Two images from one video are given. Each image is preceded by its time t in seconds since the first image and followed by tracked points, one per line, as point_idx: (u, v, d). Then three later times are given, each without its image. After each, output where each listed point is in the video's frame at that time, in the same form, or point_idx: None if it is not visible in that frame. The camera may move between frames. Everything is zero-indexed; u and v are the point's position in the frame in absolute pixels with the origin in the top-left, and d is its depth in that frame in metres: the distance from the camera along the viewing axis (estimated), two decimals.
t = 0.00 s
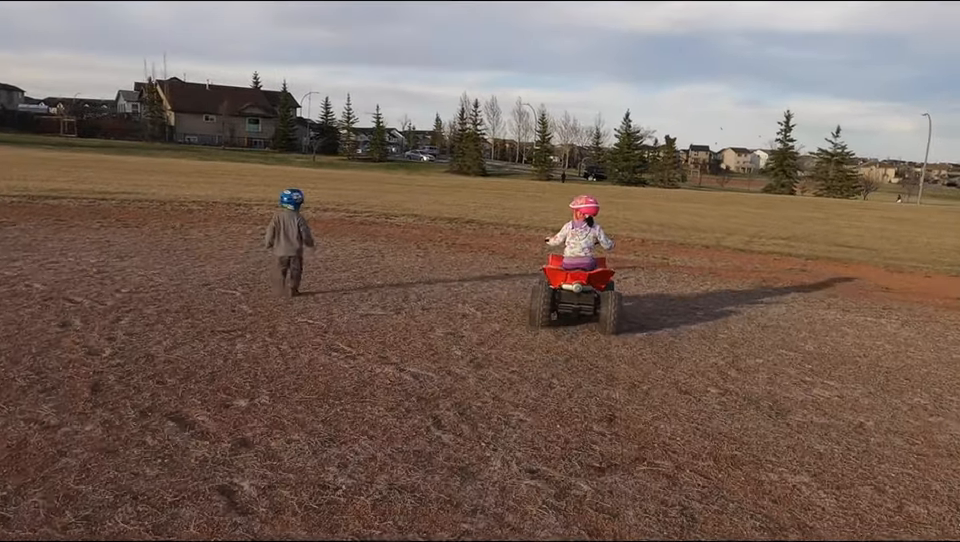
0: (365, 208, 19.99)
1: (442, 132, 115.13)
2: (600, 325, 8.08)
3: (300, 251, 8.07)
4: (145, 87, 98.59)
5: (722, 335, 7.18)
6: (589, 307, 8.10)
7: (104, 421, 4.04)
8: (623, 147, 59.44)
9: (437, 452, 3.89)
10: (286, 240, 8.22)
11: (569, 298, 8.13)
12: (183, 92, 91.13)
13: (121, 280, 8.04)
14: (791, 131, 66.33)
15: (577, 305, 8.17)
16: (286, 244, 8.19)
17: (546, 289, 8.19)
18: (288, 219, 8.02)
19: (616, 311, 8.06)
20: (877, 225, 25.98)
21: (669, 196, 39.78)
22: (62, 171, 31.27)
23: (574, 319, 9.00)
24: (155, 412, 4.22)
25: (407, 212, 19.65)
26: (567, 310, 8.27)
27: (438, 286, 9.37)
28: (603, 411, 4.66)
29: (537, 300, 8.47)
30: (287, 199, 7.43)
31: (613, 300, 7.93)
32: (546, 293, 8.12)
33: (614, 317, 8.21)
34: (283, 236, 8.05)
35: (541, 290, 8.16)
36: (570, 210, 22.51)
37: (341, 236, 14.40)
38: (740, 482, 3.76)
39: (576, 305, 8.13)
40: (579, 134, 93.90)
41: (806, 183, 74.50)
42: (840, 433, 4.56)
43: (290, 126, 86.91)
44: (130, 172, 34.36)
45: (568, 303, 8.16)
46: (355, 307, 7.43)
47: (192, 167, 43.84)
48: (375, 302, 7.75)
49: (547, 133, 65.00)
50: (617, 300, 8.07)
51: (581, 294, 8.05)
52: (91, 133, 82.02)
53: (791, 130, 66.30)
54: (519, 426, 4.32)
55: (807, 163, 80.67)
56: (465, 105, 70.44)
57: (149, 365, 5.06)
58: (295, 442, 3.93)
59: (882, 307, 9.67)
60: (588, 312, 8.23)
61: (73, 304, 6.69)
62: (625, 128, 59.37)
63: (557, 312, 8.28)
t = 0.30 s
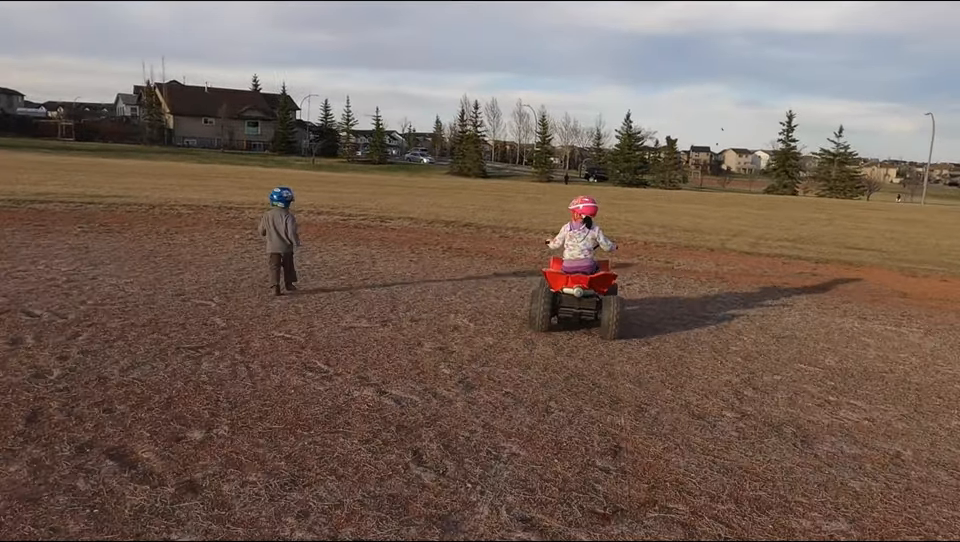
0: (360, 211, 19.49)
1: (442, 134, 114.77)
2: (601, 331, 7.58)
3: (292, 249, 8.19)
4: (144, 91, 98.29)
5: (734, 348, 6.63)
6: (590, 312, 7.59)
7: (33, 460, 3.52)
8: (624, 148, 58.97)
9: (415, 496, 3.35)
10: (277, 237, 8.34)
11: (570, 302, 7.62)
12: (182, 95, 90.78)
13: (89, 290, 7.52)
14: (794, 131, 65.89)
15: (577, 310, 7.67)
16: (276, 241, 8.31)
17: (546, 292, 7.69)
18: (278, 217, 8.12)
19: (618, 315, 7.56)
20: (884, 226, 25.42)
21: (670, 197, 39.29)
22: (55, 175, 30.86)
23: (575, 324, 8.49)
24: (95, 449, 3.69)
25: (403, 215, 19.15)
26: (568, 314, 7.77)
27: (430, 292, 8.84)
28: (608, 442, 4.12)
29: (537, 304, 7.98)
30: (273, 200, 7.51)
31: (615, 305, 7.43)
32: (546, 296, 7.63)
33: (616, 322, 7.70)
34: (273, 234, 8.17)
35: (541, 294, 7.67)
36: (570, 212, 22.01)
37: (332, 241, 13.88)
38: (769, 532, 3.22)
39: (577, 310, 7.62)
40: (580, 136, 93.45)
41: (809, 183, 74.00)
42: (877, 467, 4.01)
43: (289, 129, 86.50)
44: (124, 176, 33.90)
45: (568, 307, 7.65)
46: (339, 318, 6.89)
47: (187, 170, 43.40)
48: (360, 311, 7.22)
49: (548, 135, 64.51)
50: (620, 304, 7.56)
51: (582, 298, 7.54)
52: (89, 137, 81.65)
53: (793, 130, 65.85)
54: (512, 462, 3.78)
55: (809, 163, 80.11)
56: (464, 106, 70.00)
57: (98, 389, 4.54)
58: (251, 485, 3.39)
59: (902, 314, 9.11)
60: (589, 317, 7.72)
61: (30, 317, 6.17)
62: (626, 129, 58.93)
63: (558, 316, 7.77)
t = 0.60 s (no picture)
0: (356, 212, 18.98)
1: (444, 133, 114.31)
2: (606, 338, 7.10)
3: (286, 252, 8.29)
4: (145, 90, 97.93)
5: (752, 365, 6.10)
6: (595, 317, 7.12)
7: None
8: (627, 148, 58.42)
9: None
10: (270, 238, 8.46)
11: (574, 307, 7.15)
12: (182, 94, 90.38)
13: (56, 300, 7.01)
14: (798, 131, 65.32)
15: (582, 315, 7.19)
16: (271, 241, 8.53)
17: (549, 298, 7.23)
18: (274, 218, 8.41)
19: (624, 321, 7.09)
20: (893, 227, 24.86)
21: (674, 197, 38.77)
22: (49, 174, 30.40)
23: (579, 330, 8.03)
24: (19, 500, 3.16)
25: (400, 216, 18.63)
26: (572, 320, 7.30)
27: (425, 299, 8.33)
28: (617, 486, 3.58)
29: (539, 310, 7.52)
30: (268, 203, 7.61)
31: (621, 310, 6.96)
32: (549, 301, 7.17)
33: (621, 329, 7.21)
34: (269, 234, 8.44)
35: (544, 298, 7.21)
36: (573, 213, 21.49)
37: (324, 244, 13.37)
38: None
39: (581, 316, 7.15)
40: (582, 135, 92.90)
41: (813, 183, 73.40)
42: (928, 515, 3.49)
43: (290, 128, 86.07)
44: (119, 175, 33.45)
45: (572, 312, 7.18)
46: (322, 331, 6.37)
47: (184, 170, 42.91)
48: (345, 323, 6.69)
49: (550, 134, 63.96)
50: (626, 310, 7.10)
51: (587, 304, 7.06)
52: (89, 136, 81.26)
53: (797, 130, 65.29)
54: (506, 514, 3.25)
55: (813, 162, 79.48)
56: (465, 105, 69.48)
57: (39, 421, 4.01)
58: None
59: (925, 325, 8.58)
60: (594, 323, 7.25)
61: None
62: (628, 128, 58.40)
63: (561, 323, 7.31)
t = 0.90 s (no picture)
0: (350, 217, 18.44)
1: (443, 136, 113.92)
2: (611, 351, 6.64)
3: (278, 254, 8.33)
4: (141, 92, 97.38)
5: (773, 391, 5.55)
6: (600, 329, 6.65)
7: None
8: (627, 150, 57.96)
9: None
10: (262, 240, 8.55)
11: (577, 318, 6.70)
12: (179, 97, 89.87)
13: (14, 318, 6.45)
14: (799, 132, 64.95)
15: (586, 327, 6.73)
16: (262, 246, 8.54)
17: (552, 308, 6.78)
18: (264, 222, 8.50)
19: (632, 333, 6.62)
20: (900, 230, 24.35)
21: (675, 200, 38.29)
22: (40, 178, 29.88)
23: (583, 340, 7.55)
24: None
25: (395, 221, 18.10)
26: (576, 332, 6.83)
27: (417, 312, 7.78)
28: None
29: (542, 320, 7.06)
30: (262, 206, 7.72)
31: (628, 321, 6.49)
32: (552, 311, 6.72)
33: (629, 342, 6.71)
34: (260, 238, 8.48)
35: (546, 308, 6.76)
36: (573, 218, 20.96)
37: (316, 252, 12.84)
38: None
39: (585, 327, 6.69)
40: (581, 137, 92.47)
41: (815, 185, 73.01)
42: None
43: (288, 131, 85.59)
44: (112, 179, 32.95)
45: (575, 323, 6.72)
46: (303, 353, 5.81)
47: (179, 173, 42.32)
48: (328, 343, 6.14)
49: (549, 136, 63.48)
50: (632, 321, 6.64)
51: (592, 314, 6.61)
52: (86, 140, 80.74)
53: (798, 131, 64.91)
54: None
55: (814, 164, 79.01)
56: (464, 107, 69.00)
57: None
58: None
59: (952, 339, 8.02)
60: (599, 334, 6.79)
61: None
62: (628, 130, 57.95)
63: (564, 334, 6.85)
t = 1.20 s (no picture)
0: (344, 222, 17.94)
1: (442, 139, 113.52)
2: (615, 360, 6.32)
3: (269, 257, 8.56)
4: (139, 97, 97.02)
5: (794, 415, 5.01)
6: (604, 338, 6.32)
7: None
8: (626, 152, 57.54)
9: None
10: (257, 245, 8.84)
11: (581, 326, 6.37)
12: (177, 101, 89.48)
13: None
14: (800, 134, 64.55)
15: (589, 336, 6.41)
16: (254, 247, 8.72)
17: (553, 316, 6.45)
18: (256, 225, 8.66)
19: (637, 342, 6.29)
20: (907, 232, 23.82)
21: (676, 203, 37.83)
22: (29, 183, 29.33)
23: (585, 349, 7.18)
24: None
25: (390, 226, 17.61)
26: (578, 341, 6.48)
27: (406, 325, 7.25)
28: None
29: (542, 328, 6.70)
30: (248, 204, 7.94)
31: (632, 329, 6.19)
32: (554, 319, 6.39)
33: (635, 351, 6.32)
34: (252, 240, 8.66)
35: (547, 316, 6.44)
36: (573, 222, 20.48)
37: (305, 259, 12.29)
38: None
39: (588, 336, 6.36)
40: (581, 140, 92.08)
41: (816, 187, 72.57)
42: None
43: (286, 134, 85.18)
44: (103, 183, 32.41)
45: (578, 332, 6.39)
46: (276, 375, 5.28)
47: (175, 178, 41.84)
48: (305, 363, 5.60)
49: (548, 138, 63.06)
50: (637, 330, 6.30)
51: (595, 322, 6.27)
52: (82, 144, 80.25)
53: (799, 133, 64.51)
54: None
55: (815, 166, 78.55)
56: (463, 109, 68.49)
57: None
58: None
59: None
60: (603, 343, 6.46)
61: None
62: (628, 132, 57.54)
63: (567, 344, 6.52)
